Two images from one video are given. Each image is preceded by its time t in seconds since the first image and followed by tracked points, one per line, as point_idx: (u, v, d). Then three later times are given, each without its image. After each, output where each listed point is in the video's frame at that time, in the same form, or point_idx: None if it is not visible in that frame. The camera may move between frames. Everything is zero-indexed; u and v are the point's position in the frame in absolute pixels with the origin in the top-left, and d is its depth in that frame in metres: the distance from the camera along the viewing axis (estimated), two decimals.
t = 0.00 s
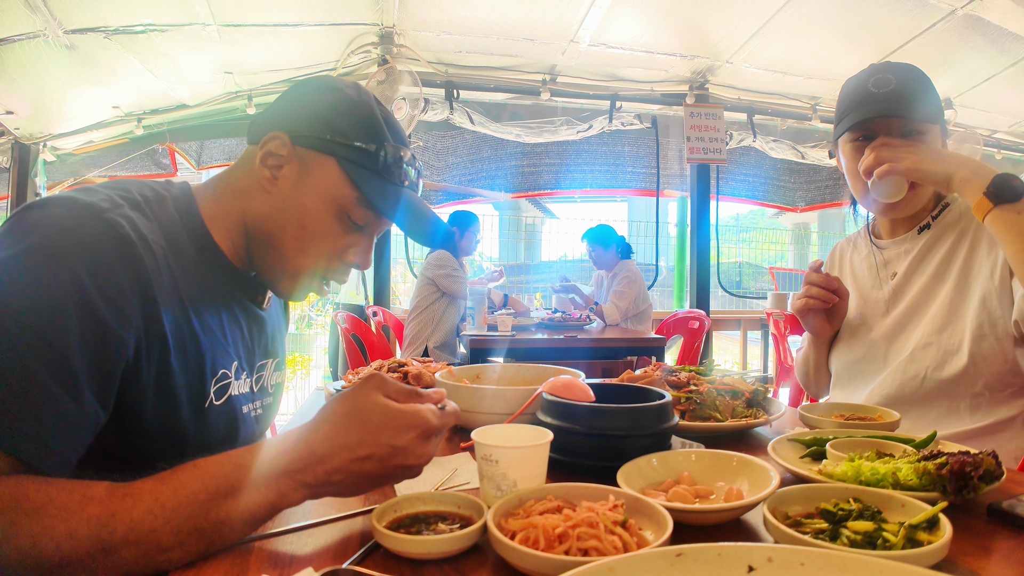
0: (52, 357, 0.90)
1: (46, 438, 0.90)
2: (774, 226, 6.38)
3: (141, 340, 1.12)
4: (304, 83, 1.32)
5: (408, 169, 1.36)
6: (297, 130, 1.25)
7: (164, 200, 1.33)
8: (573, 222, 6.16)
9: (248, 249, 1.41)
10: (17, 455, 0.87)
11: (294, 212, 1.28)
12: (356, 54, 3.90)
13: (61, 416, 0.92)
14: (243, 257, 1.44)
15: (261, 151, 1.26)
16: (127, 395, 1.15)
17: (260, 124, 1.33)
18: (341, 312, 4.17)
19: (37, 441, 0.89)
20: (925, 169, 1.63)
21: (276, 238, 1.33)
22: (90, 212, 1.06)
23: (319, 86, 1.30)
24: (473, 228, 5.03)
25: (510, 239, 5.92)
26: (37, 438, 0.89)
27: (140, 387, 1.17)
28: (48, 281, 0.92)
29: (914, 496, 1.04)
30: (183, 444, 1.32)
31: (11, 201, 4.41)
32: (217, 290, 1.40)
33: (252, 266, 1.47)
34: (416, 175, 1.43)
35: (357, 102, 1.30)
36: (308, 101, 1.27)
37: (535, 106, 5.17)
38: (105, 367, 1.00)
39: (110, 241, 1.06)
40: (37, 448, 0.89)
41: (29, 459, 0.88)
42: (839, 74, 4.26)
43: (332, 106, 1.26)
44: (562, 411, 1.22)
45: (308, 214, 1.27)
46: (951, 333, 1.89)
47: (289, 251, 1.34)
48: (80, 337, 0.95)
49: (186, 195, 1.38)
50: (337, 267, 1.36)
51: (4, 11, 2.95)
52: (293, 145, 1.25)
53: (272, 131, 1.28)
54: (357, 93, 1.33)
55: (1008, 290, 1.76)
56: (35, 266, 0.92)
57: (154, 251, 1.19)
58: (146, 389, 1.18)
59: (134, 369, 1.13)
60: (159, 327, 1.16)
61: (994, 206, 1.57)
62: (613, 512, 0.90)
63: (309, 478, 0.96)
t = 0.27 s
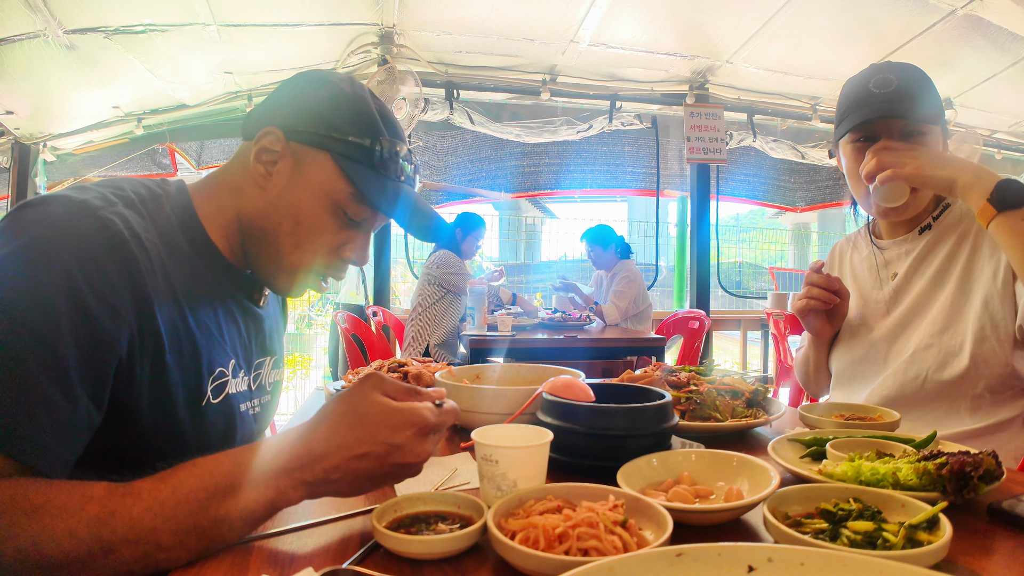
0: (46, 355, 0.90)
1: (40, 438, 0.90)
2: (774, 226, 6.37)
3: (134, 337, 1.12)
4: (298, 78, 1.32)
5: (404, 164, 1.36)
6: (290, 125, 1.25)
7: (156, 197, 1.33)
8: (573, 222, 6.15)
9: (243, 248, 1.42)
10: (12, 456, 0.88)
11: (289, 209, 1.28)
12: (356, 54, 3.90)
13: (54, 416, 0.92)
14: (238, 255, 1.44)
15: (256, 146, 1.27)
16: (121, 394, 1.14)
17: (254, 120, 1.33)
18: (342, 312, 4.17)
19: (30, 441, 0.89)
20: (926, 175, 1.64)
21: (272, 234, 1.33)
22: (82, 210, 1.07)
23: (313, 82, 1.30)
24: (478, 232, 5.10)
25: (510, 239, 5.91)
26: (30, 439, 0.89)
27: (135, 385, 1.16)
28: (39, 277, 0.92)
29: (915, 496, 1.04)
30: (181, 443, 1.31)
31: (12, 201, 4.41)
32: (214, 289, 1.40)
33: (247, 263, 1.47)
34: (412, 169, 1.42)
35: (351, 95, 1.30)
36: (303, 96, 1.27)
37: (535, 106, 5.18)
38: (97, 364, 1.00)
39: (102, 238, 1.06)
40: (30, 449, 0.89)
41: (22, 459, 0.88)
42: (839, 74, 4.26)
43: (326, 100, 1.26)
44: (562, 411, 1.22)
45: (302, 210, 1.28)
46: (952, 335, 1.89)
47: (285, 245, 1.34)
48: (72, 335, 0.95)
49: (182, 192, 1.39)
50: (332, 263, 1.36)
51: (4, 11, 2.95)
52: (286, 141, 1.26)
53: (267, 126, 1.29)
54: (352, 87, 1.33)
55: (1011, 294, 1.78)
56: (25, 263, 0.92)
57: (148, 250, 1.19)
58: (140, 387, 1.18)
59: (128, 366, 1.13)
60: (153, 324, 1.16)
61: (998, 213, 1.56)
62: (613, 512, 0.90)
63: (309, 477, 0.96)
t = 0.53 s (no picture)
0: (42, 355, 0.91)
1: (35, 439, 0.90)
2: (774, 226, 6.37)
3: (129, 338, 1.11)
4: (296, 78, 1.33)
5: (405, 165, 1.36)
6: (291, 127, 1.25)
7: (153, 197, 1.33)
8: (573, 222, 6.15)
9: (242, 251, 1.41)
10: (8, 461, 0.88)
11: (288, 210, 1.27)
12: (356, 54, 3.90)
13: (49, 418, 0.91)
14: (238, 255, 1.43)
15: (255, 148, 1.26)
16: (117, 395, 1.14)
17: (253, 122, 1.33)
18: (342, 312, 4.17)
19: (27, 444, 0.89)
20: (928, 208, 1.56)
21: (272, 235, 1.32)
22: (79, 211, 1.06)
23: (313, 83, 1.30)
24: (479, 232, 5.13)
25: (510, 239, 5.92)
26: (25, 442, 0.89)
27: (131, 386, 1.16)
28: (33, 277, 0.92)
29: (915, 496, 1.04)
30: (178, 444, 1.31)
31: (12, 201, 4.40)
32: (211, 290, 1.39)
33: (246, 264, 1.46)
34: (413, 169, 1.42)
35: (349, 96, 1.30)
36: (303, 98, 1.27)
37: (535, 106, 5.18)
38: (92, 365, 1.00)
39: (98, 239, 1.06)
40: (26, 452, 0.89)
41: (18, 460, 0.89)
42: (839, 74, 4.26)
43: (325, 101, 1.27)
44: (562, 411, 1.22)
45: (302, 213, 1.27)
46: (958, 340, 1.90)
47: (284, 247, 1.33)
48: (68, 336, 0.95)
49: (181, 192, 1.39)
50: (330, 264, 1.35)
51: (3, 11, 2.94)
52: (286, 142, 1.25)
53: (266, 128, 1.28)
54: (351, 88, 1.33)
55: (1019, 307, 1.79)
56: (19, 263, 0.92)
57: (145, 250, 1.19)
58: (137, 388, 1.18)
59: (125, 368, 1.13)
60: (148, 325, 1.16)
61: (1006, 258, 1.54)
62: (613, 512, 0.90)
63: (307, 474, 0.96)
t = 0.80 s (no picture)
0: (40, 353, 0.91)
1: (33, 439, 0.90)
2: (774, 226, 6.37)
3: (127, 337, 1.11)
4: (296, 74, 1.31)
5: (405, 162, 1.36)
6: (290, 124, 1.25)
7: (150, 196, 1.33)
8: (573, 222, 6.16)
9: (244, 248, 1.40)
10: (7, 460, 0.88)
11: (290, 207, 1.28)
12: (356, 54, 3.90)
13: (46, 416, 0.92)
14: (241, 253, 1.42)
15: (255, 145, 1.26)
16: (115, 393, 1.14)
17: (251, 117, 1.32)
18: (341, 312, 4.17)
19: (25, 444, 0.89)
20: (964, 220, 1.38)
21: (273, 232, 1.33)
22: (77, 211, 1.06)
23: (313, 80, 1.29)
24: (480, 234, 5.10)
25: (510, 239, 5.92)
26: (24, 442, 0.89)
27: (130, 384, 1.16)
28: (29, 274, 0.92)
29: (914, 496, 1.04)
30: (177, 443, 1.31)
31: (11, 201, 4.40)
32: (209, 289, 1.39)
33: (246, 263, 1.45)
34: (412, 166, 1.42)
35: (349, 93, 1.30)
36: (303, 95, 1.27)
37: (535, 106, 5.18)
38: (90, 365, 1.00)
39: (95, 238, 1.06)
40: (25, 450, 0.89)
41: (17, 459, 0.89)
42: (839, 74, 4.26)
43: (325, 99, 1.27)
44: (562, 411, 1.22)
45: (303, 211, 1.28)
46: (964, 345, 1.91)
47: (286, 245, 1.34)
48: (66, 336, 0.95)
49: (179, 192, 1.38)
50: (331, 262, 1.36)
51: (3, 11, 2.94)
52: (286, 140, 1.25)
53: (266, 125, 1.28)
54: (351, 85, 1.32)
55: None
56: (16, 261, 0.92)
57: (143, 250, 1.19)
58: (135, 386, 1.18)
59: (123, 366, 1.13)
60: (144, 324, 1.16)
61: None
62: (613, 512, 0.90)
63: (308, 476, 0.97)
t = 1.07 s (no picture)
0: (42, 350, 0.91)
1: (33, 430, 0.90)
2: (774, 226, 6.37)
3: (127, 332, 1.12)
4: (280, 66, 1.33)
5: (387, 147, 1.37)
6: (272, 110, 1.26)
7: (145, 194, 1.33)
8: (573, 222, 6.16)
9: (238, 240, 1.44)
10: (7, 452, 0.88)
11: (274, 192, 1.30)
12: (356, 54, 3.90)
13: (47, 412, 0.92)
14: (233, 244, 1.46)
15: (239, 134, 1.28)
16: (116, 388, 1.15)
17: (238, 107, 1.34)
18: (341, 312, 4.17)
19: (25, 437, 0.89)
20: None
21: (262, 217, 1.35)
22: (75, 210, 1.06)
23: (296, 67, 1.31)
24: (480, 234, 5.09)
25: (510, 239, 5.93)
26: (24, 438, 0.89)
27: (130, 379, 1.17)
28: (29, 270, 0.92)
29: (915, 496, 1.04)
30: (177, 438, 1.32)
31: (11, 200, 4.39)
32: (202, 282, 1.40)
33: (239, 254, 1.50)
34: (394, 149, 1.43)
35: (330, 79, 1.31)
36: (286, 83, 1.28)
37: (535, 106, 5.18)
38: (90, 361, 1.00)
39: (93, 233, 1.06)
40: (25, 444, 0.89)
41: (16, 453, 0.88)
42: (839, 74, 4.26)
43: (305, 82, 1.28)
44: (562, 411, 1.22)
45: (289, 194, 1.29)
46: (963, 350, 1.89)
47: (276, 229, 1.35)
48: (66, 334, 0.95)
49: (173, 189, 1.40)
50: (319, 244, 1.37)
51: (3, 11, 2.94)
52: (269, 125, 1.27)
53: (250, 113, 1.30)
54: (333, 73, 1.33)
55: None
56: (15, 257, 0.92)
57: (141, 246, 1.19)
58: (136, 381, 1.18)
59: (122, 361, 1.13)
60: (143, 319, 1.16)
61: None
62: (613, 512, 0.90)
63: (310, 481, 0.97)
